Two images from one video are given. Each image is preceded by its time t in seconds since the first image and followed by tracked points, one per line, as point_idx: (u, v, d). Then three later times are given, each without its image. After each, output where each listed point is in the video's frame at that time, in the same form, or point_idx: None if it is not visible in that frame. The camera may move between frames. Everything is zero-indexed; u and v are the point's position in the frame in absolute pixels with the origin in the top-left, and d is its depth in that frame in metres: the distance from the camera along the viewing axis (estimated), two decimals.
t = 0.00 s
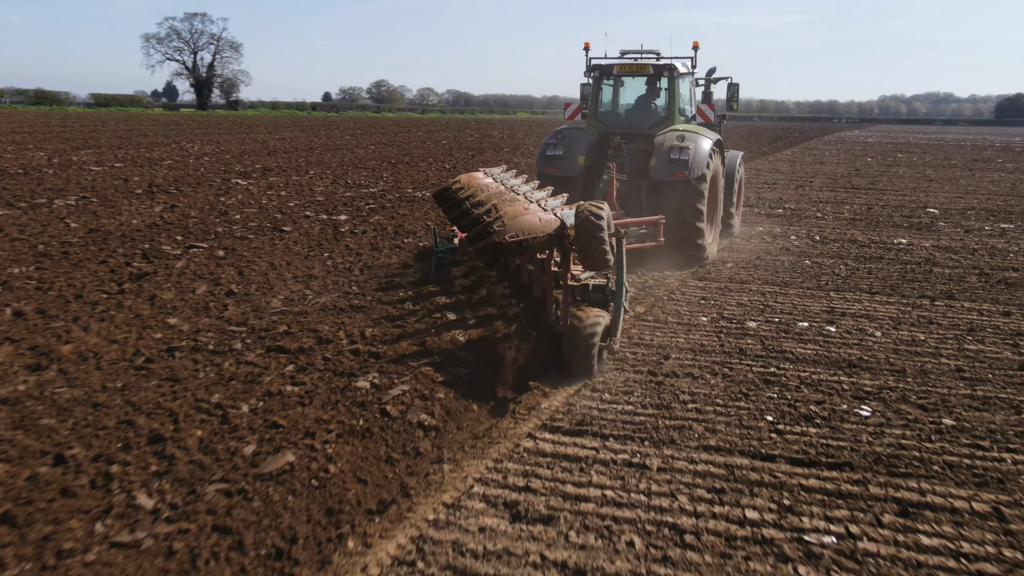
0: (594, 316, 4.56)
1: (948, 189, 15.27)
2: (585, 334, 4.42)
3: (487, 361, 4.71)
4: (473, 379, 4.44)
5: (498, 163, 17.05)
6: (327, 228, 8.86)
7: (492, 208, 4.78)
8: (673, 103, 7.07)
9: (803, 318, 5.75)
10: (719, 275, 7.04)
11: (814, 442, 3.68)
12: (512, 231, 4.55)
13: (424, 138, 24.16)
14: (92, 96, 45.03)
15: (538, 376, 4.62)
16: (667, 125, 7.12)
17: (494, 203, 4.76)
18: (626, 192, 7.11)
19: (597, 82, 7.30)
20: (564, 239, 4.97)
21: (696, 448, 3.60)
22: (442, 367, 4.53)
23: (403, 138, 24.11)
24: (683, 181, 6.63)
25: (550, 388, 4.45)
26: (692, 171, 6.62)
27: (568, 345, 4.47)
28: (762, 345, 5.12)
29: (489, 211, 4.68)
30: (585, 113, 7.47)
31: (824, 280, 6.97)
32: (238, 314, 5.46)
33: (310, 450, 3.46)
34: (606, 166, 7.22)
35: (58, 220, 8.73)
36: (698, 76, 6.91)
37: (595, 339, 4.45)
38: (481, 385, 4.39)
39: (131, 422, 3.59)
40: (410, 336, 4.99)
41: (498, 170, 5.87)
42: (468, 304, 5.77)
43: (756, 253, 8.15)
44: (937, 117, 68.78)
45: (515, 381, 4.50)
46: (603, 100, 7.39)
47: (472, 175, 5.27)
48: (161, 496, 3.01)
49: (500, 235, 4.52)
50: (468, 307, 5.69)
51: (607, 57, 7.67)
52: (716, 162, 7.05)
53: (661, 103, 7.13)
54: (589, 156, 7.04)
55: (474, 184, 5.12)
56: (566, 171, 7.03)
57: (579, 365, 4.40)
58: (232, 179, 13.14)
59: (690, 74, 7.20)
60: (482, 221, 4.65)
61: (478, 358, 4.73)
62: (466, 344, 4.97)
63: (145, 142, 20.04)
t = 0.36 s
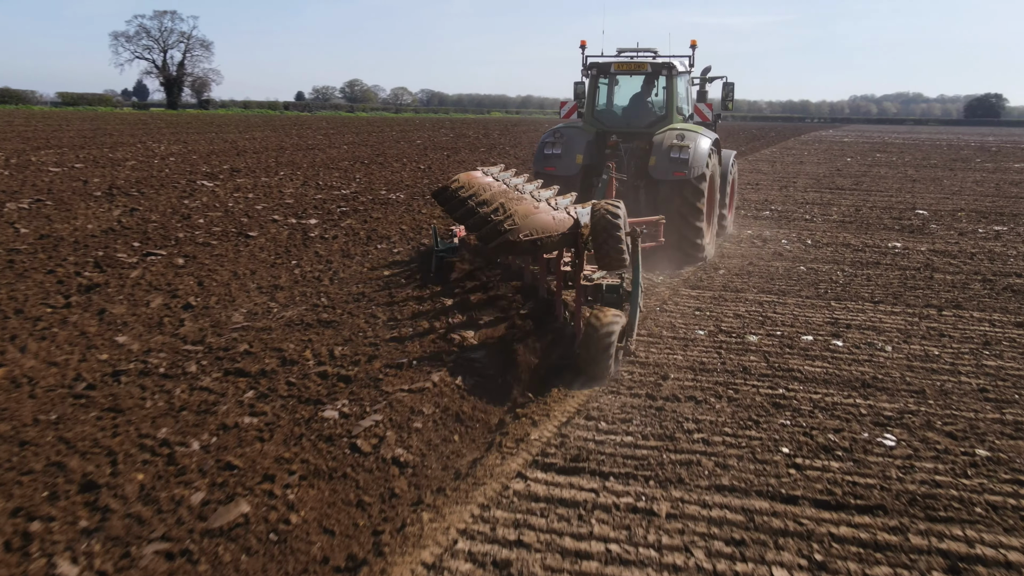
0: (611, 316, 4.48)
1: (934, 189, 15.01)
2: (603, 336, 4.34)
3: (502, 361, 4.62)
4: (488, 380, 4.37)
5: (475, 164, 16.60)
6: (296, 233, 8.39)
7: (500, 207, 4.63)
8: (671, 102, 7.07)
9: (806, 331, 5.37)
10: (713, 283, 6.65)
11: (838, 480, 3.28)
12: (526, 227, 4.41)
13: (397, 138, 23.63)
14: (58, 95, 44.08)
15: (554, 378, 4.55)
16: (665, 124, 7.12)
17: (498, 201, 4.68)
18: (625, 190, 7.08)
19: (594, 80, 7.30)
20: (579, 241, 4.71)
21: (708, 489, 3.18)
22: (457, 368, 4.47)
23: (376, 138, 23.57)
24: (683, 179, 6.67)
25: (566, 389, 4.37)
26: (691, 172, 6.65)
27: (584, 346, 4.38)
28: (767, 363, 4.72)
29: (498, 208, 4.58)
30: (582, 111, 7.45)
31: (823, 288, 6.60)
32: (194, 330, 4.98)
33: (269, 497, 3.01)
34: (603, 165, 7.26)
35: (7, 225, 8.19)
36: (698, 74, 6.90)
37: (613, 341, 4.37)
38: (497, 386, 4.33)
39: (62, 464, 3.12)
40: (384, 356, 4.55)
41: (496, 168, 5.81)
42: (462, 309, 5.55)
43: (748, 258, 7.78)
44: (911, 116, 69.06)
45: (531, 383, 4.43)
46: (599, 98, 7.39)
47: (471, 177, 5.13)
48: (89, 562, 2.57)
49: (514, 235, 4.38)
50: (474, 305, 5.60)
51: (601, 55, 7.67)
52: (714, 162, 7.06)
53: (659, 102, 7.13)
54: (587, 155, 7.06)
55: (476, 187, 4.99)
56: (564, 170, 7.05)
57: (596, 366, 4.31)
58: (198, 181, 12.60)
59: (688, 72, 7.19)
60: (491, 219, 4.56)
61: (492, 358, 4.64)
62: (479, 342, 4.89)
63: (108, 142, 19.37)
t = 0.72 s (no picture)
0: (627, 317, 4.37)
1: (919, 190, 14.74)
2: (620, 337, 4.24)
3: (513, 365, 4.52)
4: (502, 383, 4.28)
5: (451, 164, 16.15)
6: (264, 239, 7.92)
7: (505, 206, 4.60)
8: (669, 100, 6.88)
9: (814, 347, 4.98)
10: (707, 293, 6.27)
11: (875, 529, 2.87)
12: (537, 228, 4.37)
13: (370, 137, 23.11)
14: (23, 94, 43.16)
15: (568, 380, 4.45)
16: (662, 123, 6.94)
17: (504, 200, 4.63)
18: (623, 189, 6.98)
19: (589, 77, 7.11)
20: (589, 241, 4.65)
21: (728, 543, 2.78)
22: (470, 370, 4.38)
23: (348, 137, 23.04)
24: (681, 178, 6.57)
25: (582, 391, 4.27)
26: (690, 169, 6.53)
27: (600, 348, 4.27)
28: (776, 384, 4.33)
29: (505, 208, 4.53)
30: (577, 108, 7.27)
31: (824, 297, 6.23)
32: (147, 350, 4.52)
33: (221, 560, 2.58)
34: (600, 163, 7.10)
35: None
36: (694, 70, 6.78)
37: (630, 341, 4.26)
38: (511, 389, 4.24)
39: None
40: (356, 379, 4.12)
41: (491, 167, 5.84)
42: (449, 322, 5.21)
43: (742, 264, 7.41)
44: (884, 116, 69.26)
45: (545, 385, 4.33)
46: (594, 95, 7.20)
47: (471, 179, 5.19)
48: None
49: (525, 235, 4.34)
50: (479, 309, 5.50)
51: (595, 52, 7.52)
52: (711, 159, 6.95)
53: (656, 100, 6.95)
54: (585, 153, 6.89)
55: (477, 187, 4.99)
56: (561, 167, 6.88)
57: (612, 368, 4.21)
58: (162, 183, 12.06)
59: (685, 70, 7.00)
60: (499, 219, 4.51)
61: (504, 361, 4.54)
62: (489, 345, 4.79)
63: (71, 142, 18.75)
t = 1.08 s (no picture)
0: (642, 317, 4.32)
1: (908, 191, 14.46)
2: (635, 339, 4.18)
3: (525, 365, 4.48)
4: (513, 384, 4.23)
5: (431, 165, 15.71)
6: (232, 245, 7.47)
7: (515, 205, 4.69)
8: (667, 97, 6.81)
9: (825, 364, 4.62)
10: (705, 304, 5.90)
11: None
12: (548, 228, 4.48)
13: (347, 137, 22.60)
14: None
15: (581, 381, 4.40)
16: (661, 120, 6.86)
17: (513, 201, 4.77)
18: (621, 187, 6.90)
19: (587, 74, 7.02)
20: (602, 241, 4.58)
21: None
22: (482, 370, 4.33)
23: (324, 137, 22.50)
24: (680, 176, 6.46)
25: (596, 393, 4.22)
26: (690, 167, 6.43)
27: (613, 348, 4.23)
28: (789, 408, 3.96)
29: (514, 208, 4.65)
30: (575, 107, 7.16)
31: (828, 307, 5.88)
32: (95, 374, 4.08)
33: None
34: (597, 162, 7.00)
35: None
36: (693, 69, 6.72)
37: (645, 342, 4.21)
38: (523, 390, 4.19)
39: None
40: (328, 407, 3.71)
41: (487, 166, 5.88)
42: (432, 338, 4.82)
43: (738, 271, 7.06)
44: (861, 116, 69.35)
45: (557, 386, 4.28)
46: (592, 93, 7.11)
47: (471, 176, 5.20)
48: None
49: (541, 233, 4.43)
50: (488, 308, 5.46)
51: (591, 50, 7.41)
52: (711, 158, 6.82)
53: (654, 98, 6.88)
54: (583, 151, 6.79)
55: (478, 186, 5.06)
56: (559, 165, 6.75)
57: (626, 368, 4.16)
58: (129, 184, 11.56)
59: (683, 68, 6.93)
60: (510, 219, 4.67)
61: (516, 362, 4.49)
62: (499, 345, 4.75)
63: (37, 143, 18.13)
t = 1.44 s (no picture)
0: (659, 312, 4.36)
1: (901, 192, 14.21)
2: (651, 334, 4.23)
3: (541, 361, 4.50)
4: (530, 380, 4.25)
5: (414, 165, 15.33)
6: (206, 251, 7.07)
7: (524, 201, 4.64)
8: (668, 96, 6.68)
9: (844, 384, 4.28)
10: (709, 316, 5.56)
11: None
12: (563, 222, 4.39)
13: (327, 137, 22.15)
14: None
15: (597, 376, 4.43)
16: (662, 119, 6.73)
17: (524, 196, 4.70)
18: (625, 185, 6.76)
19: (590, 71, 6.92)
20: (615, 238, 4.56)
21: None
22: (498, 367, 4.34)
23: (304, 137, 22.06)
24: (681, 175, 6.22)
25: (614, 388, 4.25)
26: (693, 166, 6.19)
27: (631, 343, 4.27)
28: (811, 434, 3.62)
29: (525, 203, 4.58)
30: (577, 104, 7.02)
31: (838, 319, 5.55)
32: (47, 399, 3.69)
33: None
34: (600, 161, 6.83)
35: None
36: (695, 68, 6.56)
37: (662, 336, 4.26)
38: (539, 385, 4.21)
39: None
40: (306, 437, 3.34)
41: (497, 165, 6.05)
42: (419, 355, 4.45)
43: (739, 278, 6.73)
44: (843, 116, 69.39)
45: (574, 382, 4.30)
46: (594, 91, 7.00)
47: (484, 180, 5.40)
48: None
49: (553, 230, 4.36)
50: (495, 305, 5.44)
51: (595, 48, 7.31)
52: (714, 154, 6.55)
53: (656, 97, 6.75)
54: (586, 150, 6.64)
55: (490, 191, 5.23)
56: (561, 164, 6.61)
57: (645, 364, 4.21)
58: (100, 186, 11.11)
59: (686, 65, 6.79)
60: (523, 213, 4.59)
61: (532, 357, 4.51)
62: (513, 343, 4.76)
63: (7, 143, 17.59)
